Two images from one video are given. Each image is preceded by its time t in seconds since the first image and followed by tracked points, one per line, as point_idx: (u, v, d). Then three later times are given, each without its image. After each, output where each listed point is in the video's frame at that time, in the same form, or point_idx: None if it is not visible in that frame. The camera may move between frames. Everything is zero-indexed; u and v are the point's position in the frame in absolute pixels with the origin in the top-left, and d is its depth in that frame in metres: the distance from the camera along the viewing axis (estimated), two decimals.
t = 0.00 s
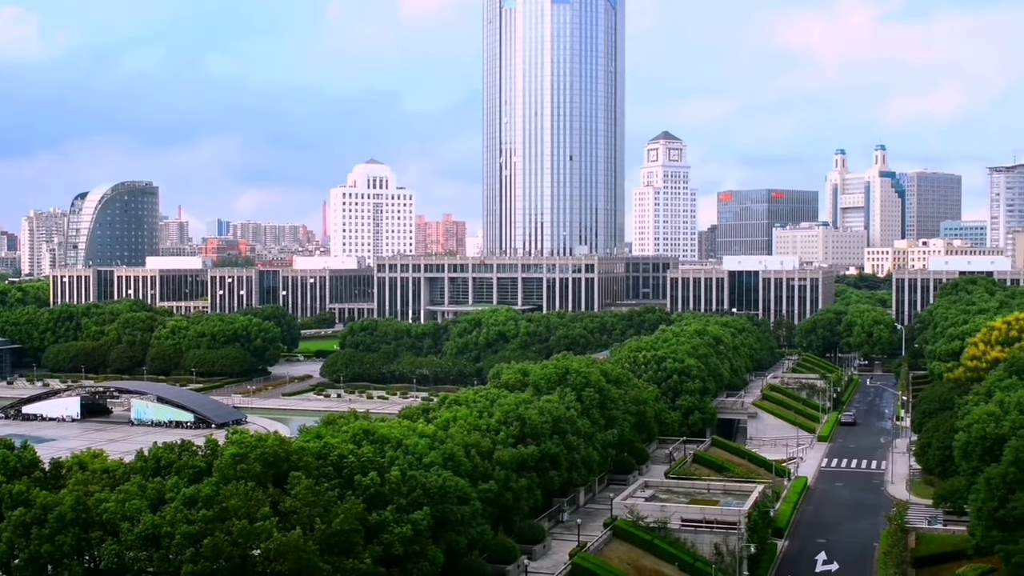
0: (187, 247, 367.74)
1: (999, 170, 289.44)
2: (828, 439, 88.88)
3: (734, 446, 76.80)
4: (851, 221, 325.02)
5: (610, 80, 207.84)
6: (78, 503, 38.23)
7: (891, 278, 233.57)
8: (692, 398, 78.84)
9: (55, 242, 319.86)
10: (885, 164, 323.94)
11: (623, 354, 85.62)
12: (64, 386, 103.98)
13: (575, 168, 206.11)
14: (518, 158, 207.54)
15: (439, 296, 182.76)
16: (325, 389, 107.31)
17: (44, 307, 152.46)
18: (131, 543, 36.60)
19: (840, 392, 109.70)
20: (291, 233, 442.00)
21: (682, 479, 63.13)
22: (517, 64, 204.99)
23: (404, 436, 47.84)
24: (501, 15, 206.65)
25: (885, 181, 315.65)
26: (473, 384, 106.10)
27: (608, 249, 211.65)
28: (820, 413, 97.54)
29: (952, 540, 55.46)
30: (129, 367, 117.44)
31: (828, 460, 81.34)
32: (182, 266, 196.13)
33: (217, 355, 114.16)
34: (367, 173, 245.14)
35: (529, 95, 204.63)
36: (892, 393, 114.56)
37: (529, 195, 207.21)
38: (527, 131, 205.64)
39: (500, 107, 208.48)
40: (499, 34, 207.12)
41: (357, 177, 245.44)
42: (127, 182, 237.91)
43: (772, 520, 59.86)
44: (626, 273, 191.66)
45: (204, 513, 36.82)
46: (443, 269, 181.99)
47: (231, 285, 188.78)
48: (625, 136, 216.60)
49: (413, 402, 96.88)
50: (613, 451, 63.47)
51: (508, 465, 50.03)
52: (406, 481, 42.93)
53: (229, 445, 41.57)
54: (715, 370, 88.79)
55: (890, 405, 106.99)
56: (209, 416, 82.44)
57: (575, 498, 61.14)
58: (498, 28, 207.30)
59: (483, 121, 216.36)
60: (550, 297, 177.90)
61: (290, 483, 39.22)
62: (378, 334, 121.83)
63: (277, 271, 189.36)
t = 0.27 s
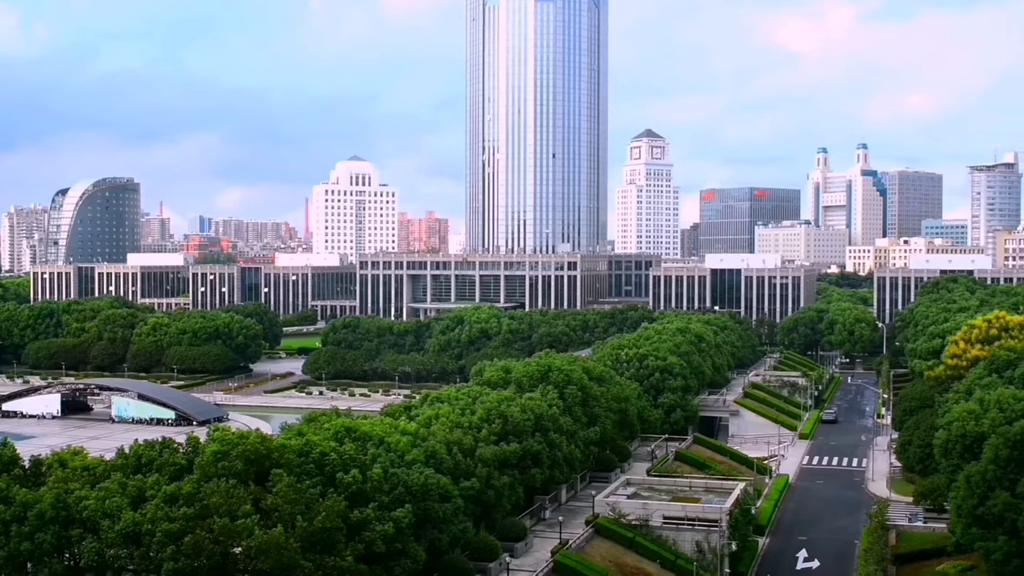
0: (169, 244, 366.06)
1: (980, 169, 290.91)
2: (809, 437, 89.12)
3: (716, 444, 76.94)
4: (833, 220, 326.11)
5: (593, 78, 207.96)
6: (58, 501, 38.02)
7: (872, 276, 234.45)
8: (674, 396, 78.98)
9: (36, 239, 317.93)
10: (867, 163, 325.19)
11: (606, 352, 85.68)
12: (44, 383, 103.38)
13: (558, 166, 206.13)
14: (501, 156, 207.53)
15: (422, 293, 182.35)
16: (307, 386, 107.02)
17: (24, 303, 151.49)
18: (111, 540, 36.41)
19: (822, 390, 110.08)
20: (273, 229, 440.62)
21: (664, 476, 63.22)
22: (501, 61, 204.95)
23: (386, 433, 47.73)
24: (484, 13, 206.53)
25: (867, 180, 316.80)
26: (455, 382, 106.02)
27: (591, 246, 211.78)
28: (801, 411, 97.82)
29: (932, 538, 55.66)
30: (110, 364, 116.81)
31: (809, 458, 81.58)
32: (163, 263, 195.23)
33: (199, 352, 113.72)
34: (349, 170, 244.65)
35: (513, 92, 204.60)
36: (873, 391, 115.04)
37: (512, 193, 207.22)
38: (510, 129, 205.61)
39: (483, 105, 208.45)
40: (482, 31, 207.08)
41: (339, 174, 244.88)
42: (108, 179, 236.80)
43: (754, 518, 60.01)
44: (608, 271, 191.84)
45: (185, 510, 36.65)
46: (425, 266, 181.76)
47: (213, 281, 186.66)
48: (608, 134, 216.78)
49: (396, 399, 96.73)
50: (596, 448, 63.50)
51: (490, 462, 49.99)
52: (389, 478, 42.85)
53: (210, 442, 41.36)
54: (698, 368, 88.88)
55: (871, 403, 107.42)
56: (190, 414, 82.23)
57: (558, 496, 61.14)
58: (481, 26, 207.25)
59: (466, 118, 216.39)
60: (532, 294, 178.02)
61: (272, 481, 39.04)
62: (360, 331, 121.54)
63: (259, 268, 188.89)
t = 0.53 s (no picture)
0: (143, 239, 363.82)
1: (954, 170, 292.85)
2: (783, 436, 89.48)
3: (691, 443, 77.15)
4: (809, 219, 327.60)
5: (570, 76, 208.04)
6: (30, 498, 37.73)
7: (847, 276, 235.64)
8: (649, 394, 79.15)
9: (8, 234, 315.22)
10: (842, 163, 326.84)
11: (581, 350, 85.75)
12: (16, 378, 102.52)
13: (535, 164, 206.11)
14: (478, 153, 207.42)
15: (397, 291, 181.68)
16: (282, 383, 106.60)
17: None
18: (84, 537, 36.16)
19: (796, 389, 110.58)
20: (249, 225, 438.61)
21: (639, 474, 63.32)
22: (478, 59, 204.80)
23: (361, 431, 47.56)
24: (462, 10, 206.33)
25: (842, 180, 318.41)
26: (431, 379, 105.93)
27: (567, 244, 211.94)
28: (776, 410, 98.22)
29: (905, 536, 55.96)
30: (83, 360, 115.94)
31: (784, 457, 81.92)
32: (137, 259, 193.92)
33: (173, 348, 113.08)
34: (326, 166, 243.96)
35: (490, 90, 204.48)
36: (847, 391, 115.67)
37: (489, 190, 207.16)
38: (487, 126, 205.51)
39: (460, 102, 208.29)
40: (460, 29, 206.87)
41: (315, 170, 244.08)
42: (83, 174, 235.28)
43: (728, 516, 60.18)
44: (585, 269, 191.98)
45: (158, 508, 36.42)
46: (402, 264, 181.35)
47: (188, 277, 187.21)
48: (585, 132, 216.90)
49: (371, 397, 96.51)
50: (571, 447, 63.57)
51: (465, 460, 49.91)
52: (363, 476, 42.69)
53: (184, 439, 41.13)
54: (673, 367, 89.07)
55: (845, 402, 107.99)
56: (164, 410, 81.73)
57: (533, 494, 61.16)
58: (459, 23, 207.04)
59: (443, 116, 216.21)
60: (509, 292, 177.99)
61: (246, 478, 38.83)
62: (336, 328, 121.07)
63: (234, 265, 188.16)
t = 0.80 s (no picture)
0: (119, 238, 361.40)
1: (929, 167, 295.52)
2: (761, 432, 89.82)
3: (669, 438, 77.34)
4: (785, 215, 328.93)
5: (547, 73, 208.05)
6: (6, 498, 37.45)
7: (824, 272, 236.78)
8: (627, 391, 79.32)
9: None
10: (819, 160, 328.39)
11: (559, 347, 85.77)
12: None
13: (512, 160, 206.01)
14: (455, 150, 207.20)
15: (374, 288, 181.72)
16: (259, 381, 106.26)
17: None
18: (60, 537, 35.90)
19: (773, 384, 111.09)
20: (226, 223, 436.54)
21: (617, 471, 63.43)
22: (455, 55, 204.58)
23: (339, 428, 47.41)
24: (439, 7, 206.05)
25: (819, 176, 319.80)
26: (409, 376, 105.78)
27: (545, 241, 212.01)
28: (753, 405, 98.55)
29: (882, 530, 56.29)
30: (59, 359, 115.19)
31: (762, 452, 82.23)
32: (113, 257, 192.47)
33: (150, 346, 112.52)
34: (303, 164, 243.14)
35: (466, 86, 204.26)
36: (824, 386, 116.25)
37: (466, 187, 206.96)
38: (464, 123, 205.28)
39: (437, 98, 207.99)
40: (437, 25, 206.60)
41: (292, 168, 243.15)
42: (58, 171, 233.29)
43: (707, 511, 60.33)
44: (562, 266, 192.16)
45: (136, 506, 36.25)
46: (379, 261, 181.03)
47: (165, 276, 186.52)
48: (562, 128, 217.00)
49: (349, 395, 96.24)
50: (549, 443, 63.63)
51: (444, 458, 49.87)
52: (342, 474, 42.60)
53: (161, 438, 40.87)
54: (651, 363, 89.26)
55: (822, 397, 108.54)
56: (141, 409, 81.20)
57: (511, 490, 61.14)
58: (436, 20, 206.75)
59: (420, 112, 215.77)
60: (487, 289, 177.96)
61: (224, 476, 38.65)
62: (314, 326, 120.74)
63: (211, 263, 187.39)
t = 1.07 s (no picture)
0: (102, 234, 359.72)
1: (914, 162, 296.85)
2: (746, 427, 89.93)
3: (654, 434, 77.34)
4: (770, 210, 329.63)
5: (532, 69, 207.86)
6: None
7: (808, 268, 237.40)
8: (613, 386, 79.32)
9: None
10: (803, 155, 329.11)
11: (545, 343, 85.69)
12: None
13: (497, 157, 205.84)
14: (440, 146, 206.90)
15: (360, 284, 181.36)
16: (244, 378, 105.89)
17: None
18: (44, 535, 35.63)
19: (759, 380, 111.28)
20: (210, 219, 435.18)
21: (603, 466, 63.41)
22: (440, 51, 204.15)
23: (324, 425, 47.21)
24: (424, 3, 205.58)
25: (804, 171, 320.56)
26: (395, 373, 105.64)
27: (530, 237, 211.94)
28: (738, 400, 98.70)
29: (867, 525, 56.43)
30: (43, 356, 114.55)
31: (747, 448, 82.36)
32: (97, 253, 191.35)
33: (134, 343, 112.02)
34: (287, 160, 242.35)
35: (451, 83, 203.86)
36: (809, 381, 116.56)
37: (451, 183, 206.72)
38: (448, 119, 204.96)
39: (422, 95, 207.59)
40: (422, 21, 206.15)
41: (277, 164, 242.48)
42: (41, 168, 231.98)
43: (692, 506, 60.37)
44: (548, 262, 192.24)
45: (120, 504, 35.98)
46: (364, 257, 180.65)
47: (149, 272, 185.64)
48: (547, 124, 216.83)
49: (334, 391, 96.02)
50: (535, 439, 63.56)
51: (429, 453, 49.76)
52: (327, 470, 42.43)
53: (145, 435, 40.63)
54: (636, 359, 89.28)
55: (807, 392, 108.83)
56: (126, 406, 80.81)
57: (497, 486, 61.05)
58: (421, 16, 206.32)
59: (404, 109, 215.35)
60: (472, 285, 177.83)
61: (209, 473, 38.43)
62: (299, 322, 120.38)
63: (196, 259, 186.56)
